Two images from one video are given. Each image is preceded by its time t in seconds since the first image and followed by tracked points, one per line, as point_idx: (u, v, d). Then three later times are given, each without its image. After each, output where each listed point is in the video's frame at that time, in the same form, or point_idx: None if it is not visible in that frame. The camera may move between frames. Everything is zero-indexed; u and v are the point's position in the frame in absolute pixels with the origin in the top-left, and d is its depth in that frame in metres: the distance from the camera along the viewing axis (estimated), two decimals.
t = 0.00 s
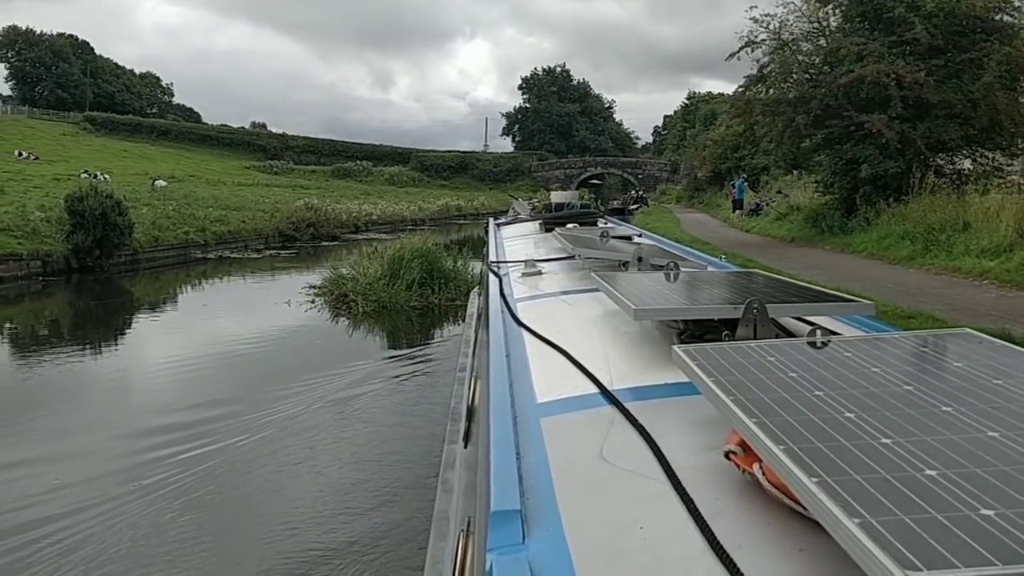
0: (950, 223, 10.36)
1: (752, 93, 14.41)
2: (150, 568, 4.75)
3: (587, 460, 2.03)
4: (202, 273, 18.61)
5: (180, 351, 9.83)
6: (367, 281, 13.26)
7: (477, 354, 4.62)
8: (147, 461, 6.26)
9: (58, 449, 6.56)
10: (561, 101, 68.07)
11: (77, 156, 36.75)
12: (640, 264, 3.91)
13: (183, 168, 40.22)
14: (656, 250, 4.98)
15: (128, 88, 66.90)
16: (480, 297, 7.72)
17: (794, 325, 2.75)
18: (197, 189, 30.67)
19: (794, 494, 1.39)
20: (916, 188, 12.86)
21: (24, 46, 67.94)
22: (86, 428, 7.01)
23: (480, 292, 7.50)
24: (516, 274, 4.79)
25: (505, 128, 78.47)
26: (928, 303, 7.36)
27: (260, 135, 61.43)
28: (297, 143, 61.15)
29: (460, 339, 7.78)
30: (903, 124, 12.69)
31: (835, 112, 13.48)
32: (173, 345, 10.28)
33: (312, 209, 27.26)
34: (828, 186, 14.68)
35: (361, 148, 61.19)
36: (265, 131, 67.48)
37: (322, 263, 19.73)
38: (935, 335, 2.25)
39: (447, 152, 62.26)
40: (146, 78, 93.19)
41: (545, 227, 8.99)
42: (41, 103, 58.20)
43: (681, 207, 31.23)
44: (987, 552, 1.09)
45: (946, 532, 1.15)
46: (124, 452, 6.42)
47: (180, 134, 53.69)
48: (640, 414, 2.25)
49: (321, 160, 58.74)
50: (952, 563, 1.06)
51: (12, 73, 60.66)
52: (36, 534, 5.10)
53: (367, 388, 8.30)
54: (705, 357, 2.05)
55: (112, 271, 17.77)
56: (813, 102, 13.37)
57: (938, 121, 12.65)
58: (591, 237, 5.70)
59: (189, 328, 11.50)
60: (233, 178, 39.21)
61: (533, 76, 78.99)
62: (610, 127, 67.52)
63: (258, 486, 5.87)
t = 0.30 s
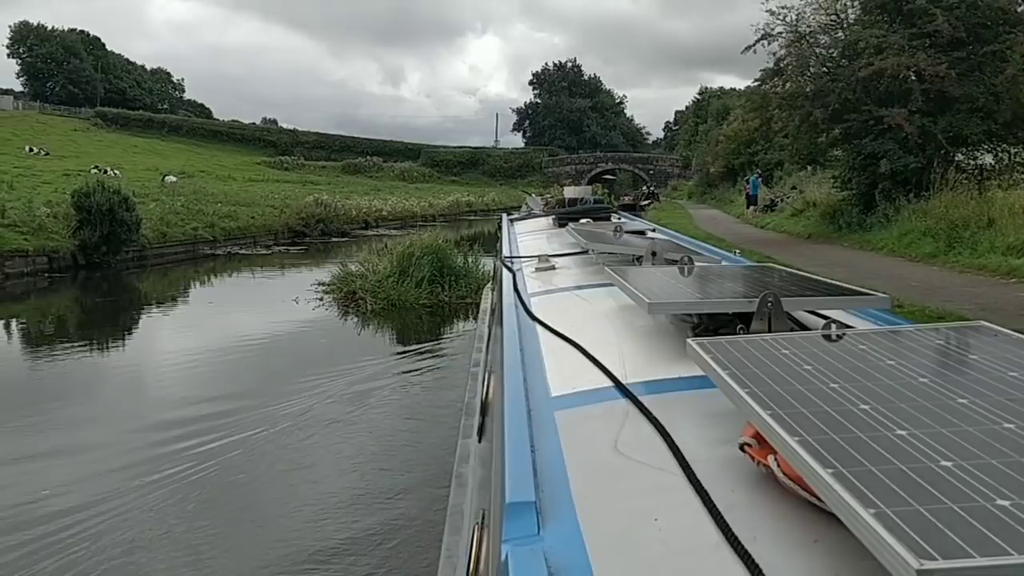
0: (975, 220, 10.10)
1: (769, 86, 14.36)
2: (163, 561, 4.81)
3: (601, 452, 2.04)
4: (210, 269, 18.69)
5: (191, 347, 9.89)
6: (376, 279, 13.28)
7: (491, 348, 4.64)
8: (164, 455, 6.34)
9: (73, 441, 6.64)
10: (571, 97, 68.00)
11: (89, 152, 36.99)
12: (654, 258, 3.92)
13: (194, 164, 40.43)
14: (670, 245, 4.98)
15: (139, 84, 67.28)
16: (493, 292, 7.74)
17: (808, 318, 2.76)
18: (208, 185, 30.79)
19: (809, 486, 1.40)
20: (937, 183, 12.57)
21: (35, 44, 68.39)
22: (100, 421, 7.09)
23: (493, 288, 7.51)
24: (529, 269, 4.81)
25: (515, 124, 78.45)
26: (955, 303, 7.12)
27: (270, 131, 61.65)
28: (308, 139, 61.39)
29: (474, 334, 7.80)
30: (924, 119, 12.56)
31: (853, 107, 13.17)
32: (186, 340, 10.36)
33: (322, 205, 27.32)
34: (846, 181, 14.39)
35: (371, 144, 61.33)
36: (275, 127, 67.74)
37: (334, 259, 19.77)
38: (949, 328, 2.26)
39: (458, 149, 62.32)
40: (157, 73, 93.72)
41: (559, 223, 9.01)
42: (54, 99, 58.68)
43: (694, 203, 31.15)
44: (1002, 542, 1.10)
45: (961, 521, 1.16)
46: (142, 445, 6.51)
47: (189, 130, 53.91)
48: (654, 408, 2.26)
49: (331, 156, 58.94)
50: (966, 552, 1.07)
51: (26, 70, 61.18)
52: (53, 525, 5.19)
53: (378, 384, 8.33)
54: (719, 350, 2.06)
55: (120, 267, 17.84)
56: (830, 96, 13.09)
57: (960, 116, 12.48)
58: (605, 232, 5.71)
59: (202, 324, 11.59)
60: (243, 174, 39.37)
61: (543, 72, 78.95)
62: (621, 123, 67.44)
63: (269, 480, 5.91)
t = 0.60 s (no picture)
0: (997, 214, 9.87)
1: (785, 79, 14.28)
2: (175, 554, 4.86)
3: (614, 445, 2.05)
4: (217, 264, 18.72)
5: (201, 341, 9.92)
6: (384, 276, 13.28)
7: (504, 342, 4.65)
8: (178, 448, 6.41)
9: (87, 435, 6.70)
10: (581, 91, 67.87)
11: (99, 146, 37.15)
12: (668, 252, 3.93)
13: (204, 158, 40.57)
14: (684, 239, 4.98)
15: (149, 78, 67.44)
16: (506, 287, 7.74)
17: (822, 312, 2.77)
18: (218, 180, 30.87)
19: (822, 478, 1.40)
20: (958, 178, 12.42)
21: (45, 38, 68.63)
22: (113, 414, 7.15)
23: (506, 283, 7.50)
24: (542, 263, 4.82)
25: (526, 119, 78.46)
26: (981, 301, 6.92)
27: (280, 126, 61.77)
28: (319, 133, 61.50)
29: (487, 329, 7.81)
30: (945, 111, 12.33)
31: (872, 100, 13.12)
32: (198, 334, 10.40)
33: (332, 200, 27.36)
34: (864, 175, 14.09)
35: (380, 139, 61.39)
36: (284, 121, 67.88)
37: (344, 255, 19.77)
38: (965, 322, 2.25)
39: (467, 143, 62.32)
40: (168, 68, 94.07)
41: (572, 217, 9.02)
42: (64, 93, 58.93)
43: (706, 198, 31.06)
44: (1016, 534, 1.11)
45: (975, 514, 1.17)
46: (155, 438, 6.58)
47: (199, 125, 54.08)
48: (667, 401, 2.27)
49: (341, 150, 59.06)
50: (980, 544, 1.08)
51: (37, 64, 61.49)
52: (68, 517, 5.26)
53: (389, 379, 8.35)
54: (732, 344, 2.07)
55: (126, 263, 17.90)
56: (848, 90, 13.01)
57: (981, 109, 12.24)
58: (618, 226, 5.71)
59: (214, 318, 11.64)
60: (253, 168, 39.47)
61: (553, 66, 78.75)
62: (631, 118, 67.31)
63: (279, 474, 5.95)
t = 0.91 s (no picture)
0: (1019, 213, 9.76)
1: (798, 73, 14.16)
2: (182, 548, 4.89)
3: (621, 441, 2.05)
4: (221, 261, 18.71)
5: (208, 337, 9.94)
6: (389, 274, 13.28)
7: (513, 338, 4.66)
8: (184, 443, 6.44)
9: (96, 428, 6.75)
10: (588, 86, 67.74)
11: (105, 141, 37.19)
12: (677, 249, 3.93)
13: (210, 153, 40.58)
14: (694, 236, 4.98)
15: (155, 73, 67.43)
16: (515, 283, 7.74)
17: (829, 309, 2.77)
18: (224, 175, 30.87)
19: (826, 474, 1.41)
20: (975, 174, 12.25)
21: (51, 32, 68.62)
22: (122, 408, 7.19)
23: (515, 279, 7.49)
24: (551, 259, 4.83)
25: (533, 114, 78.41)
26: (1000, 300, 6.87)
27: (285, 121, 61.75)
28: (325, 128, 61.49)
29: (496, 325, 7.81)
30: (963, 106, 12.20)
31: (888, 95, 13.05)
32: (206, 329, 10.42)
33: (337, 196, 27.36)
34: (879, 171, 14.11)
35: (386, 134, 61.38)
36: (289, 116, 67.88)
37: (351, 251, 19.76)
38: (972, 318, 2.26)
39: (474, 139, 62.28)
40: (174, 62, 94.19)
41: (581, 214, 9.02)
42: (71, 88, 59.12)
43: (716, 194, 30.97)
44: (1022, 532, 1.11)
45: (981, 511, 1.17)
46: (162, 432, 6.61)
47: (204, 120, 54.09)
48: (675, 397, 2.27)
49: (347, 145, 59.09)
50: (985, 540, 1.08)
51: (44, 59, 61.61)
52: (76, 513, 5.29)
53: (396, 375, 8.37)
54: (739, 339, 2.07)
55: (129, 259, 17.91)
56: (863, 84, 12.90)
57: (1000, 103, 12.10)
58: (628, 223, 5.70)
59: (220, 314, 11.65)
60: (259, 163, 39.47)
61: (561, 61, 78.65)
62: (639, 114, 67.26)
63: (286, 470, 5.97)
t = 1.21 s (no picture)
0: None
1: (804, 68, 14.20)
2: (183, 544, 4.90)
3: (623, 439, 2.05)
4: (220, 258, 18.69)
5: (210, 333, 9.93)
6: (387, 273, 13.26)
7: (516, 335, 4.66)
8: (189, 438, 6.46)
9: (97, 424, 6.75)
10: (591, 83, 67.65)
11: (105, 138, 37.15)
12: (680, 246, 3.93)
13: (210, 149, 40.54)
14: (699, 233, 4.97)
15: (156, 69, 67.37)
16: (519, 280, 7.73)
17: (831, 307, 2.77)
18: (224, 172, 30.83)
19: (827, 473, 1.41)
20: (985, 170, 12.10)
21: (51, 29, 68.58)
22: (123, 404, 7.19)
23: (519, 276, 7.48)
24: (555, 256, 4.83)
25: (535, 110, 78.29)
26: (1011, 300, 6.84)
27: (286, 117, 61.67)
28: (326, 124, 61.43)
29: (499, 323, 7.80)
30: (973, 102, 12.19)
31: (897, 90, 13.04)
32: (207, 326, 10.41)
33: (338, 193, 27.33)
34: (885, 168, 14.02)
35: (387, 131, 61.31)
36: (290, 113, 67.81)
37: (349, 249, 19.73)
38: (975, 317, 2.26)
39: (475, 135, 62.21)
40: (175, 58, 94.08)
41: (585, 211, 9.01)
42: (72, 84, 59.07)
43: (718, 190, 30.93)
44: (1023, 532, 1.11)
45: (982, 511, 1.17)
46: (166, 428, 6.63)
47: (204, 116, 54.03)
48: (677, 395, 2.27)
49: (348, 142, 59.02)
50: (985, 540, 1.08)
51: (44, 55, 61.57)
52: (79, 508, 5.29)
53: (398, 372, 8.36)
54: (741, 337, 2.07)
55: (125, 257, 17.88)
56: (872, 79, 12.94)
57: (1011, 99, 12.06)
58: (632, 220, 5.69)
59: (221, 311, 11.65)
60: (260, 160, 39.43)
61: (562, 57, 78.56)
62: (641, 110, 67.19)
63: (287, 466, 5.97)
